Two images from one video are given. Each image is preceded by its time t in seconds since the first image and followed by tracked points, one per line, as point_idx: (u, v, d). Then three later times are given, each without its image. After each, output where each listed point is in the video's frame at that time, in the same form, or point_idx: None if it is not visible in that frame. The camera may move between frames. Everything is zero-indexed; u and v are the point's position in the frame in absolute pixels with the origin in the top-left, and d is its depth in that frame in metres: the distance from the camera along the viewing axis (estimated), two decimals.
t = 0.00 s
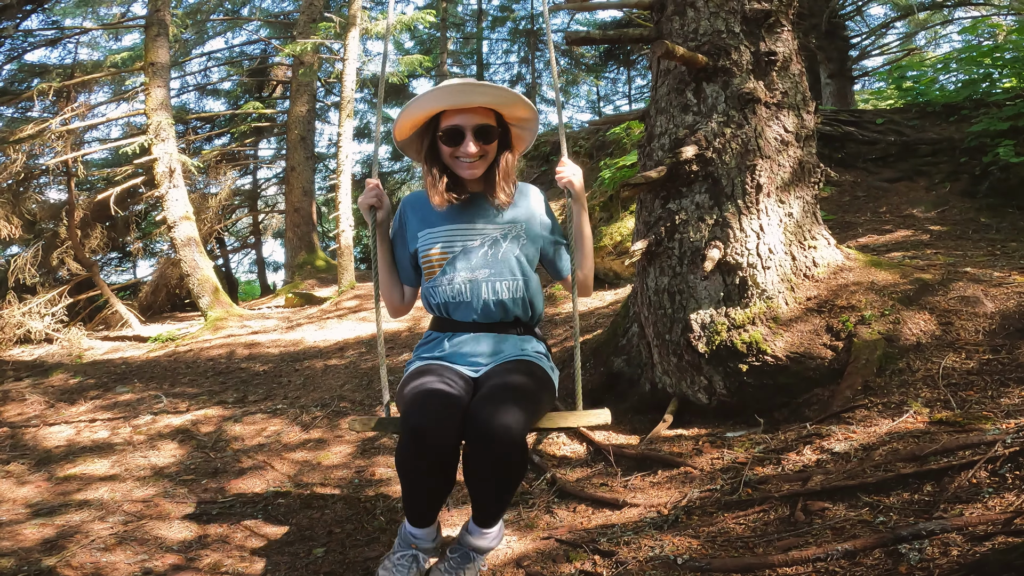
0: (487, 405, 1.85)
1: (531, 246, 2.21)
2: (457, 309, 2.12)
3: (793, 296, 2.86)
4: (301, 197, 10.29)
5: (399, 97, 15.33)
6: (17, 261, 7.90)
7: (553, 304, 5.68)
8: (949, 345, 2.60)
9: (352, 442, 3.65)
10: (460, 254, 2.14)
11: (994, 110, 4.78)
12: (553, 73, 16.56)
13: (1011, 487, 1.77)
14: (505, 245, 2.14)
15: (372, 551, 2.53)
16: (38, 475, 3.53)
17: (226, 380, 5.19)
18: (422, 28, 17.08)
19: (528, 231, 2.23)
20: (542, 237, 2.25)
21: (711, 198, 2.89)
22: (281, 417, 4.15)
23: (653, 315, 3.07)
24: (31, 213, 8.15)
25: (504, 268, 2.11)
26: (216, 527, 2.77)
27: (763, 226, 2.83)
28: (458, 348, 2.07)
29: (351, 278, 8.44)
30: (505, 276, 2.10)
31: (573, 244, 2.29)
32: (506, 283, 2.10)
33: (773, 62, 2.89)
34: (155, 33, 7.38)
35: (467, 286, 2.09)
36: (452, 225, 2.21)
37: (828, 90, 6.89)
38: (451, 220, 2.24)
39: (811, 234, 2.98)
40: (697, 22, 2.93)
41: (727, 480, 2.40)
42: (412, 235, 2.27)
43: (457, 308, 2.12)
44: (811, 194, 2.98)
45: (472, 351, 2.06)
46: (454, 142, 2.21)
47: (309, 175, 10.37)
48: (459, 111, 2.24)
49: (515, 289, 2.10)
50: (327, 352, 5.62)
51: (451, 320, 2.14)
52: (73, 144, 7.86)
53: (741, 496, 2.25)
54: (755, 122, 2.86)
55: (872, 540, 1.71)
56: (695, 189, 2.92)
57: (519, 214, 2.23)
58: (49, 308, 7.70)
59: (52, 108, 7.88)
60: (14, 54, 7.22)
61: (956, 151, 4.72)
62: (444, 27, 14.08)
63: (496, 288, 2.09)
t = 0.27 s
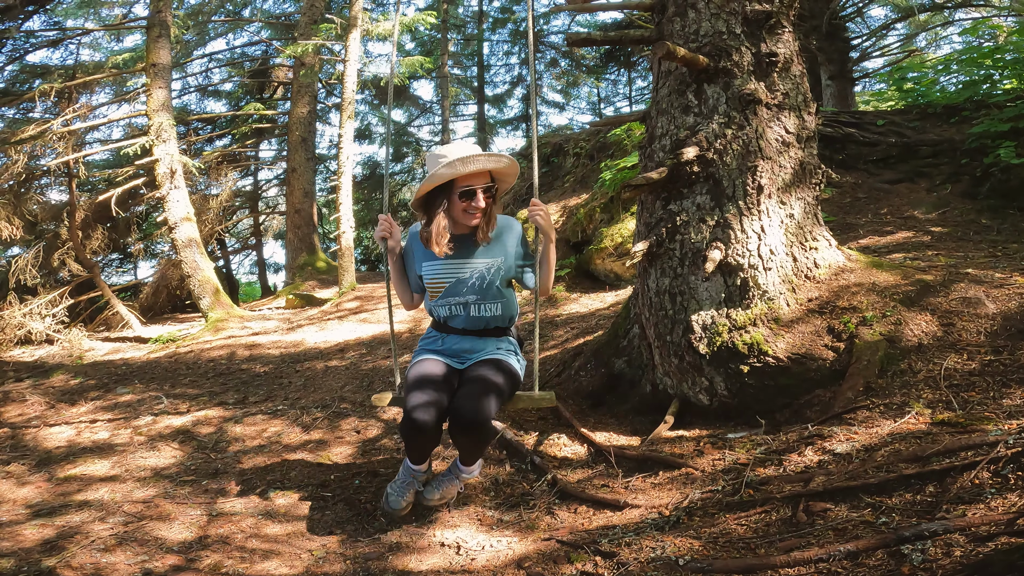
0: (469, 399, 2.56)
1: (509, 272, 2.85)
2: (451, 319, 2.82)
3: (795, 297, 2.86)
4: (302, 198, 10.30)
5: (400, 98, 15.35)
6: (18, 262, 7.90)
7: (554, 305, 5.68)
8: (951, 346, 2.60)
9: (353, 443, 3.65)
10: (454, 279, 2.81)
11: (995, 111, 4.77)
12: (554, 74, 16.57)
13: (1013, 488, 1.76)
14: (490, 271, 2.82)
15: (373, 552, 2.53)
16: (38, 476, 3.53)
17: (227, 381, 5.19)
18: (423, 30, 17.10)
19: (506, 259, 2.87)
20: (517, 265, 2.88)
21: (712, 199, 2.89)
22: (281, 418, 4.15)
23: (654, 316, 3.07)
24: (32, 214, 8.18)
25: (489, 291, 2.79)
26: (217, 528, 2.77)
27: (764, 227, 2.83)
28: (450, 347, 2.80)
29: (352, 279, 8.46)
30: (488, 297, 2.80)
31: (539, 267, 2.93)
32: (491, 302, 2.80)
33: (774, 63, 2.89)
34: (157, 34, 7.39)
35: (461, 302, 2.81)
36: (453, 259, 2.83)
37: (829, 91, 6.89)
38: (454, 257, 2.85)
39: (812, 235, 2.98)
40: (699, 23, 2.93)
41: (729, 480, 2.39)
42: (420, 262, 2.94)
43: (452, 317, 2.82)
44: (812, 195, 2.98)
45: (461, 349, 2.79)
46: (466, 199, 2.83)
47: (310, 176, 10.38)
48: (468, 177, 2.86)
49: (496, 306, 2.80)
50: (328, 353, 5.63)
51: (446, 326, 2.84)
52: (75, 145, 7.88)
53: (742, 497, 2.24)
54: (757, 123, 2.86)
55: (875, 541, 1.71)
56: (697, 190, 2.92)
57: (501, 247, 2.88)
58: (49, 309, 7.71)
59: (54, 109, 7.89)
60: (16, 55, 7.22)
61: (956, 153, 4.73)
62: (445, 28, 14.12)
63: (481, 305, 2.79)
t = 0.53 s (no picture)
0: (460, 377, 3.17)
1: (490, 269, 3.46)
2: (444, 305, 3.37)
3: (796, 299, 2.86)
4: (303, 200, 10.30)
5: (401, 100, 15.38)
6: (19, 263, 7.90)
7: (555, 308, 5.69)
8: (953, 348, 2.59)
9: (354, 445, 3.64)
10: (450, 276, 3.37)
11: (996, 113, 4.76)
12: (555, 77, 16.58)
13: (1015, 490, 1.75)
14: (478, 268, 3.41)
15: (373, 553, 2.53)
16: (39, 477, 3.53)
17: (228, 383, 5.19)
18: (424, 31, 17.14)
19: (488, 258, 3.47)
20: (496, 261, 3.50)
21: (714, 201, 2.89)
22: (282, 420, 4.15)
23: (655, 318, 3.07)
24: (34, 215, 8.24)
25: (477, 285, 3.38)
26: (217, 530, 2.76)
27: (766, 229, 2.83)
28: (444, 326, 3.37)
29: (353, 281, 8.47)
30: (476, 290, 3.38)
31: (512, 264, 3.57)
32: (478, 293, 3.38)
33: (775, 65, 2.89)
34: (159, 35, 7.40)
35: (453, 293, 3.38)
36: (452, 261, 3.37)
37: (830, 93, 6.89)
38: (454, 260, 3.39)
39: (814, 237, 2.98)
40: (700, 25, 2.93)
41: (730, 482, 2.39)
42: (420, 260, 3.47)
43: (445, 304, 3.37)
44: (813, 198, 2.98)
45: (453, 328, 3.38)
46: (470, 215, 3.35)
47: (311, 178, 10.39)
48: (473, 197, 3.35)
49: (482, 297, 3.39)
50: (328, 354, 5.63)
51: (440, 310, 3.38)
52: (76, 147, 7.90)
53: (743, 499, 2.24)
54: (758, 126, 2.86)
55: (876, 542, 1.71)
56: (698, 192, 2.92)
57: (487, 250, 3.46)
58: (51, 310, 7.71)
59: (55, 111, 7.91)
60: (18, 56, 7.23)
61: (957, 155, 4.72)
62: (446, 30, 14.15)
63: (470, 296, 3.37)
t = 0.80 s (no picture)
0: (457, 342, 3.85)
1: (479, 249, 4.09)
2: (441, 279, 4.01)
3: (798, 302, 2.86)
4: (304, 201, 10.30)
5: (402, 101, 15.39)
6: (21, 265, 7.90)
7: (556, 310, 5.69)
8: (954, 350, 2.59)
9: (355, 446, 3.65)
10: (445, 254, 3.98)
11: (997, 115, 4.75)
12: (556, 79, 16.60)
13: (1017, 492, 1.75)
14: (469, 250, 4.02)
15: (374, 555, 2.52)
16: (41, 478, 3.53)
17: (229, 384, 5.19)
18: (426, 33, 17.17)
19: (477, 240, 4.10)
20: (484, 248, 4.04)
21: (715, 204, 2.89)
22: (283, 421, 4.15)
23: (656, 321, 3.07)
24: (36, 217, 8.35)
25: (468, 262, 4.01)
26: (218, 531, 2.76)
27: (767, 232, 2.83)
28: (441, 298, 3.98)
29: (354, 283, 8.47)
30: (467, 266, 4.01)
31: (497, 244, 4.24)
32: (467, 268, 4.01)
33: (776, 67, 2.89)
34: (161, 37, 7.41)
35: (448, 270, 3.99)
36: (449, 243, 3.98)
37: (831, 95, 6.90)
38: (450, 241, 4.02)
39: (815, 240, 2.98)
40: (701, 28, 2.94)
41: (731, 485, 2.38)
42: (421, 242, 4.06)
43: (442, 278, 4.00)
44: (815, 200, 2.99)
45: (449, 300, 4.00)
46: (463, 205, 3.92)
47: (312, 180, 10.41)
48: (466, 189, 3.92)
49: (473, 271, 4.04)
50: (330, 356, 5.64)
51: (437, 285, 4.00)
52: (79, 148, 7.92)
53: (745, 501, 2.23)
54: (759, 128, 2.86)
55: (877, 544, 1.70)
56: (699, 195, 2.93)
57: (476, 232, 4.08)
58: (52, 311, 7.72)
59: (58, 112, 7.92)
60: (20, 57, 7.23)
61: (959, 157, 4.72)
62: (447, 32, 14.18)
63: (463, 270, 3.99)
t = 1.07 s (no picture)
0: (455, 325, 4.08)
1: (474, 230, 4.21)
2: (439, 257, 4.08)
3: (799, 304, 2.86)
4: (305, 204, 10.31)
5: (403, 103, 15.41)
6: (22, 266, 7.90)
7: (557, 312, 5.69)
8: (957, 352, 2.58)
9: (355, 448, 3.64)
10: (444, 230, 4.11)
11: (999, 117, 4.74)
12: (557, 81, 16.63)
13: (1021, 493, 1.74)
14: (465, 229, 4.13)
15: (375, 556, 2.52)
16: (40, 479, 3.52)
17: (230, 386, 5.18)
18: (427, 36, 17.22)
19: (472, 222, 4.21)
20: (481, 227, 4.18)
21: (716, 206, 2.89)
22: (283, 423, 4.14)
23: (658, 323, 3.07)
24: (37, 219, 8.35)
25: (466, 238, 4.09)
26: (218, 533, 2.75)
27: (769, 233, 2.83)
28: (441, 276, 4.05)
29: (355, 285, 8.48)
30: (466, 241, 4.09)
31: (491, 231, 4.41)
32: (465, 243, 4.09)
33: (777, 69, 2.90)
34: (163, 38, 7.42)
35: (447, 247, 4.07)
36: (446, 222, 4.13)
37: (833, 97, 6.91)
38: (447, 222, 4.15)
39: (817, 241, 2.98)
40: (702, 30, 2.94)
41: (733, 486, 2.38)
42: (419, 225, 4.19)
43: (441, 256, 4.08)
44: (816, 203, 2.99)
45: (448, 279, 4.06)
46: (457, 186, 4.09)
47: (313, 182, 10.41)
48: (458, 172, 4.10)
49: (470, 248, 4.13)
50: (330, 358, 5.63)
51: (437, 262, 4.07)
52: (80, 150, 7.94)
53: (748, 503, 2.23)
54: (761, 130, 2.86)
55: (881, 546, 1.69)
56: (701, 197, 2.92)
57: (472, 212, 4.25)
58: (53, 313, 7.72)
59: (60, 113, 7.92)
60: (22, 59, 7.23)
61: (960, 158, 4.71)
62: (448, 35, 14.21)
63: (461, 244, 4.07)
